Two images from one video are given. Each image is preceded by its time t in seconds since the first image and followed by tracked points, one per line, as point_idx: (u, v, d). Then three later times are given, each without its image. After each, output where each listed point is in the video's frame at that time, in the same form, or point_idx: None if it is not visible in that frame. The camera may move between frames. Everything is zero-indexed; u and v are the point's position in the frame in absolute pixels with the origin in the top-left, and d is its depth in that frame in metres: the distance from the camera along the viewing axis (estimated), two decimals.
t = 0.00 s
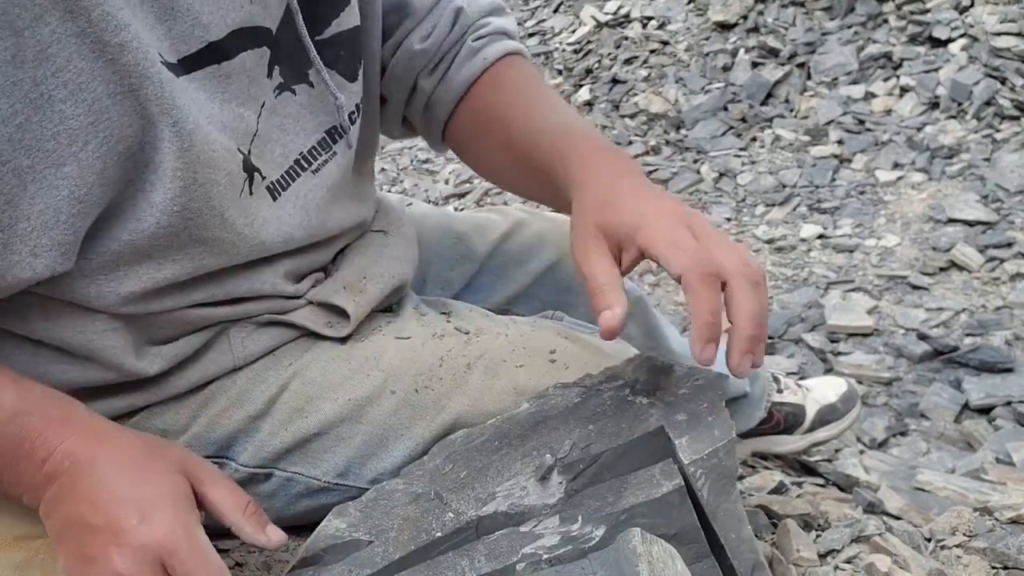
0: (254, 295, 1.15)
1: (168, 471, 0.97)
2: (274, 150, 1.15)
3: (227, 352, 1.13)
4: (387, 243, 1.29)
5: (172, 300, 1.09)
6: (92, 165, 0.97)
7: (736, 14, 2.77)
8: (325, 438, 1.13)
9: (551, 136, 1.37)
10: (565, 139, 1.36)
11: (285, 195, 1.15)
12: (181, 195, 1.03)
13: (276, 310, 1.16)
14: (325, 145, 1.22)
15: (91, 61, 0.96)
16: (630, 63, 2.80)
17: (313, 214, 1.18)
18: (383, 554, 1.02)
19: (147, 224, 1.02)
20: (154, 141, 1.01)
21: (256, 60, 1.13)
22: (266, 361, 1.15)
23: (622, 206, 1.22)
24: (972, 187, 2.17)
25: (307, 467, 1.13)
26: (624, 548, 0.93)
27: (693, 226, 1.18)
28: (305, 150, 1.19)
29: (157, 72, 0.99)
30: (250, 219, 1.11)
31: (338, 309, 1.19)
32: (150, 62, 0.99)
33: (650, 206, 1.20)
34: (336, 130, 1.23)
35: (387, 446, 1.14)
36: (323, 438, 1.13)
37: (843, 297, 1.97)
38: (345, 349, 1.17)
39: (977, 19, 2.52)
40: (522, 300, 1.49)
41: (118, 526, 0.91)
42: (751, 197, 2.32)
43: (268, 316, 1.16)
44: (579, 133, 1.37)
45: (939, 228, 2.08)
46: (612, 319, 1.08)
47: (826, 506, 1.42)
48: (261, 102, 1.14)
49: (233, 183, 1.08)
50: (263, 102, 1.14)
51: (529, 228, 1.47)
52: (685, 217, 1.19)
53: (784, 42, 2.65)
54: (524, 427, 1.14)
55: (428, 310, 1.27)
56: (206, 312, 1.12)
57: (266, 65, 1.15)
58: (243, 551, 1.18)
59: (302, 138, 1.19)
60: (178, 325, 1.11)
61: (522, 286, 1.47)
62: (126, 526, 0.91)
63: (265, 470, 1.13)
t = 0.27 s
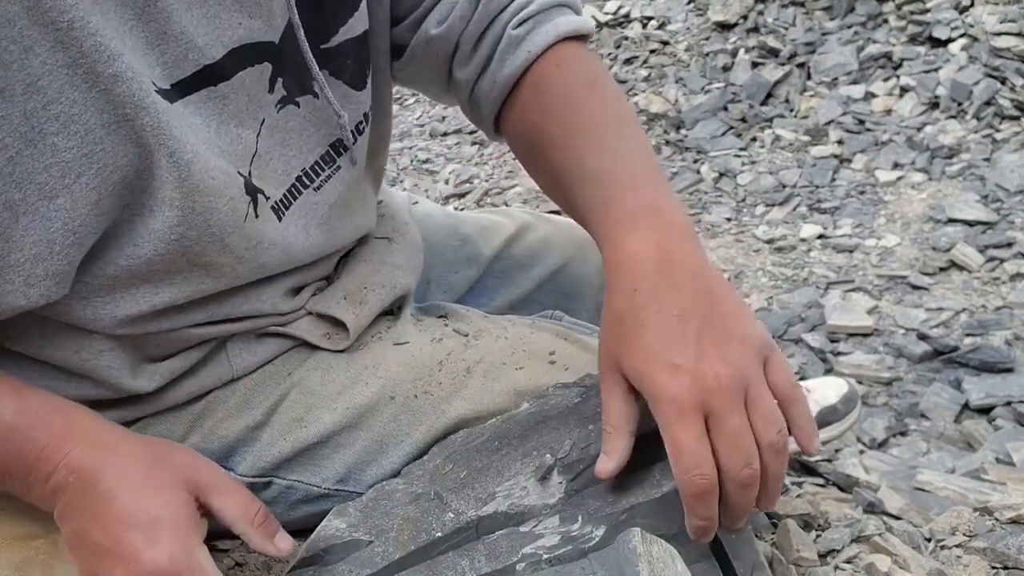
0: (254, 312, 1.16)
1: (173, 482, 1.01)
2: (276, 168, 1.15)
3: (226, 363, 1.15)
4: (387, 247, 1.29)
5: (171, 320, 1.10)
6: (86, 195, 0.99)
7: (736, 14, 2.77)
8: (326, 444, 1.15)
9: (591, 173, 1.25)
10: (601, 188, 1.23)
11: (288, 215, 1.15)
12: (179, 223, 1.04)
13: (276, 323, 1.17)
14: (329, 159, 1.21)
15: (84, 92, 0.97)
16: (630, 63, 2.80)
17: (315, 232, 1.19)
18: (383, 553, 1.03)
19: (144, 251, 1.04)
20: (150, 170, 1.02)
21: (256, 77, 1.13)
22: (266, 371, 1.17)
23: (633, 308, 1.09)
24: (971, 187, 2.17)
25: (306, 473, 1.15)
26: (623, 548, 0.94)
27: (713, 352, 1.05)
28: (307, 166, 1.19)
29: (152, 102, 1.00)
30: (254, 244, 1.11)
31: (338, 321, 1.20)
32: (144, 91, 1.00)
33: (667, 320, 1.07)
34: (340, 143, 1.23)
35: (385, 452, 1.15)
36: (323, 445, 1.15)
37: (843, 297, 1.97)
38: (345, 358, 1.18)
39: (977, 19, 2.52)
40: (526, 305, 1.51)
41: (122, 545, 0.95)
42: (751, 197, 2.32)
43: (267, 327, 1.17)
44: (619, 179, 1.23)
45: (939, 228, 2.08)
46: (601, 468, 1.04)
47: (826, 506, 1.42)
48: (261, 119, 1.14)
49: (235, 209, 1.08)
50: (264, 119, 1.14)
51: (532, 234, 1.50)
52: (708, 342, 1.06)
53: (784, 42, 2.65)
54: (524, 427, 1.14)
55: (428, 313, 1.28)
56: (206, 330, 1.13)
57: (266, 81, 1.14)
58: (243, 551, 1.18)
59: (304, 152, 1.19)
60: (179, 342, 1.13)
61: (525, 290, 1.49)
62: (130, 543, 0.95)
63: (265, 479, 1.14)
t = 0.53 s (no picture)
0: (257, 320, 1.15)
1: (173, 487, 1.01)
2: (281, 179, 1.15)
3: (226, 368, 1.15)
4: (384, 249, 1.29)
5: (174, 331, 1.09)
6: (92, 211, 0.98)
7: (736, 14, 2.77)
8: (325, 447, 1.14)
9: (595, 184, 1.24)
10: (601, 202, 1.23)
11: (293, 225, 1.15)
12: (186, 239, 1.03)
13: (277, 329, 1.17)
14: (333, 167, 1.22)
15: (89, 109, 0.95)
16: (630, 63, 2.80)
17: (318, 241, 1.19)
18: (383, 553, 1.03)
19: (149, 265, 1.03)
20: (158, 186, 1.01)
21: (262, 87, 1.11)
22: (266, 375, 1.16)
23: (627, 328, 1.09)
24: (971, 187, 2.17)
25: (307, 476, 1.15)
26: (623, 548, 0.93)
27: (702, 376, 1.05)
28: (311, 176, 1.19)
29: (159, 119, 0.98)
30: (259, 257, 1.10)
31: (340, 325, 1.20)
32: (151, 108, 0.98)
33: (658, 339, 1.06)
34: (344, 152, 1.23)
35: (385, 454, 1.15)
36: (323, 447, 1.14)
37: (843, 297, 1.97)
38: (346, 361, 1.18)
39: (977, 19, 2.52)
40: (526, 306, 1.51)
41: (130, 556, 0.96)
42: (751, 197, 2.32)
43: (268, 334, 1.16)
44: (623, 194, 1.22)
45: (939, 228, 2.08)
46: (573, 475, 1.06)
47: (825, 506, 1.42)
48: (266, 129, 1.13)
49: (242, 223, 1.07)
50: (269, 129, 1.13)
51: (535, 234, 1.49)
52: (698, 366, 1.06)
53: (784, 42, 2.65)
54: (524, 428, 1.15)
55: (428, 316, 1.28)
56: (207, 338, 1.12)
57: (272, 90, 1.13)
58: (242, 551, 1.17)
59: (308, 161, 1.18)
60: (180, 350, 1.12)
61: (526, 291, 1.49)
62: (132, 551, 0.96)
63: (265, 481, 1.14)
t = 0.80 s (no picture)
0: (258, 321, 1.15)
1: (177, 482, 1.02)
2: (282, 180, 1.15)
3: (227, 369, 1.14)
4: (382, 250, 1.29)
5: (175, 332, 1.09)
6: (94, 215, 0.98)
7: (736, 14, 2.77)
8: (325, 447, 1.14)
9: (601, 184, 1.25)
10: (603, 196, 1.24)
11: (294, 226, 1.15)
12: (187, 242, 1.03)
13: (277, 329, 1.17)
14: (335, 169, 1.21)
15: (91, 113, 0.95)
16: (630, 63, 2.79)
17: (319, 242, 1.19)
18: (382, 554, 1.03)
19: (150, 267, 1.03)
20: (159, 189, 1.00)
21: (264, 89, 1.11)
22: (267, 375, 1.16)
23: (624, 315, 1.10)
24: (971, 187, 2.17)
25: (307, 476, 1.14)
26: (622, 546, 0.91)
27: (701, 364, 1.06)
28: (312, 178, 1.19)
29: (160, 122, 0.98)
30: (260, 260, 1.10)
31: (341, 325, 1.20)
32: (152, 111, 0.98)
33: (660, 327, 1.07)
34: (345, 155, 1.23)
35: (386, 454, 1.14)
36: (323, 447, 1.14)
37: (843, 297, 1.97)
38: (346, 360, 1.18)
39: (977, 19, 2.52)
40: (526, 306, 1.50)
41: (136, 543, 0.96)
42: (751, 197, 2.32)
43: (268, 334, 1.16)
44: (632, 193, 1.23)
45: (939, 228, 2.08)
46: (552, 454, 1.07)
47: (825, 506, 1.43)
48: (267, 131, 1.13)
49: (243, 226, 1.07)
50: (271, 131, 1.13)
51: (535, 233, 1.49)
52: (696, 356, 1.06)
53: (784, 42, 2.65)
54: (524, 427, 1.15)
55: (428, 316, 1.28)
56: (209, 339, 1.12)
57: (275, 91, 1.13)
58: (244, 551, 1.17)
59: (309, 162, 1.18)
60: (181, 351, 1.11)
61: (526, 292, 1.49)
62: (130, 536, 0.96)
63: (266, 480, 1.14)
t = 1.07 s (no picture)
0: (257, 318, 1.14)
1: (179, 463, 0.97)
2: (274, 179, 1.13)
3: (226, 367, 1.13)
4: (379, 249, 1.29)
5: (175, 329, 1.08)
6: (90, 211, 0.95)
7: (735, 14, 2.77)
8: (325, 446, 1.14)
9: (599, 168, 1.29)
10: (603, 173, 1.29)
11: (291, 223, 1.14)
12: (183, 237, 1.01)
13: (277, 329, 1.16)
14: (325, 168, 1.20)
15: (86, 106, 0.93)
16: (630, 63, 2.80)
17: (315, 238, 1.18)
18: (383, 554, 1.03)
19: (148, 262, 1.01)
20: (155, 183, 0.99)
21: (255, 89, 1.10)
22: (267, 374, 1.15)
23: (645, 275, 1.14)
24: (971, 187, 2.17)
25: (307, 475, 1.14)
26: (623, 548, 0.91)
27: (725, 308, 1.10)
28: (302, 176, 1.17)
29: (156, 116, 0.97)
30: (259, 255, 1.09)
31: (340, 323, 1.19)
32: (147, 105, 0.96)
33: (677, 283, 1.11)
34: (333, 153, 1.23)
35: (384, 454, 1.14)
36: (322, 447, 1.13)
37: (843, 297, 1.97)
38: (346, 360, 1.17)
39: (977, 19, 2.52)
40: (526, 306, 1.50)
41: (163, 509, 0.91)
42: (751, 197, 2.32)
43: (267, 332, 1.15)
44: (629, 172, 1.28)
45: (939, 228, 2.08)
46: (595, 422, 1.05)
47: (826, 506, 1.43)
48: (259, 131, 1.11)
49: (240, 220, 1.06)
50: (262, 130, 1.12)
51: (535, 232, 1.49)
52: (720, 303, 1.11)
53: (784, 42, 2.65)
54: (524, 427, 1.15)
55: (427, 316, 1.28)
56: (207, 336, 1.10)
57: (266, 90, 1.12)
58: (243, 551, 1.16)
59: (299, 161, 1.17)
60: (179, 350, 1.10)
61: (525, 291, 1.49)
62: (157, 502, 0.91)
63: (265, 480, 1.13)
